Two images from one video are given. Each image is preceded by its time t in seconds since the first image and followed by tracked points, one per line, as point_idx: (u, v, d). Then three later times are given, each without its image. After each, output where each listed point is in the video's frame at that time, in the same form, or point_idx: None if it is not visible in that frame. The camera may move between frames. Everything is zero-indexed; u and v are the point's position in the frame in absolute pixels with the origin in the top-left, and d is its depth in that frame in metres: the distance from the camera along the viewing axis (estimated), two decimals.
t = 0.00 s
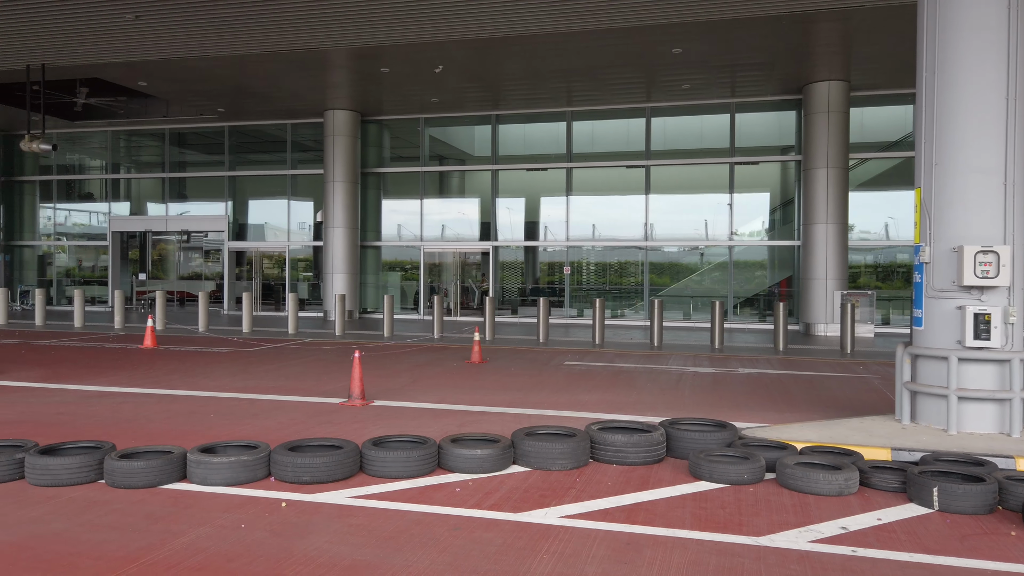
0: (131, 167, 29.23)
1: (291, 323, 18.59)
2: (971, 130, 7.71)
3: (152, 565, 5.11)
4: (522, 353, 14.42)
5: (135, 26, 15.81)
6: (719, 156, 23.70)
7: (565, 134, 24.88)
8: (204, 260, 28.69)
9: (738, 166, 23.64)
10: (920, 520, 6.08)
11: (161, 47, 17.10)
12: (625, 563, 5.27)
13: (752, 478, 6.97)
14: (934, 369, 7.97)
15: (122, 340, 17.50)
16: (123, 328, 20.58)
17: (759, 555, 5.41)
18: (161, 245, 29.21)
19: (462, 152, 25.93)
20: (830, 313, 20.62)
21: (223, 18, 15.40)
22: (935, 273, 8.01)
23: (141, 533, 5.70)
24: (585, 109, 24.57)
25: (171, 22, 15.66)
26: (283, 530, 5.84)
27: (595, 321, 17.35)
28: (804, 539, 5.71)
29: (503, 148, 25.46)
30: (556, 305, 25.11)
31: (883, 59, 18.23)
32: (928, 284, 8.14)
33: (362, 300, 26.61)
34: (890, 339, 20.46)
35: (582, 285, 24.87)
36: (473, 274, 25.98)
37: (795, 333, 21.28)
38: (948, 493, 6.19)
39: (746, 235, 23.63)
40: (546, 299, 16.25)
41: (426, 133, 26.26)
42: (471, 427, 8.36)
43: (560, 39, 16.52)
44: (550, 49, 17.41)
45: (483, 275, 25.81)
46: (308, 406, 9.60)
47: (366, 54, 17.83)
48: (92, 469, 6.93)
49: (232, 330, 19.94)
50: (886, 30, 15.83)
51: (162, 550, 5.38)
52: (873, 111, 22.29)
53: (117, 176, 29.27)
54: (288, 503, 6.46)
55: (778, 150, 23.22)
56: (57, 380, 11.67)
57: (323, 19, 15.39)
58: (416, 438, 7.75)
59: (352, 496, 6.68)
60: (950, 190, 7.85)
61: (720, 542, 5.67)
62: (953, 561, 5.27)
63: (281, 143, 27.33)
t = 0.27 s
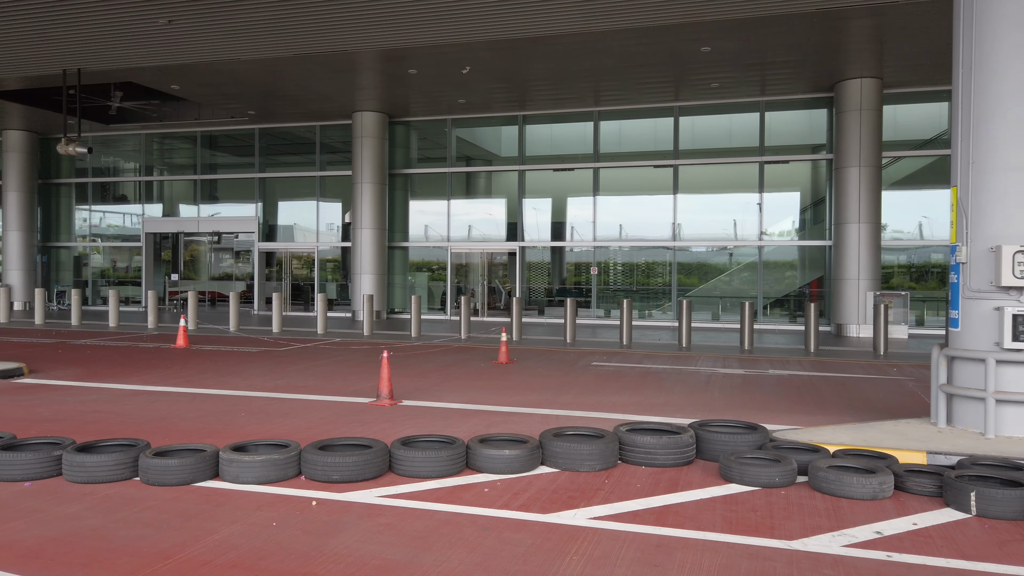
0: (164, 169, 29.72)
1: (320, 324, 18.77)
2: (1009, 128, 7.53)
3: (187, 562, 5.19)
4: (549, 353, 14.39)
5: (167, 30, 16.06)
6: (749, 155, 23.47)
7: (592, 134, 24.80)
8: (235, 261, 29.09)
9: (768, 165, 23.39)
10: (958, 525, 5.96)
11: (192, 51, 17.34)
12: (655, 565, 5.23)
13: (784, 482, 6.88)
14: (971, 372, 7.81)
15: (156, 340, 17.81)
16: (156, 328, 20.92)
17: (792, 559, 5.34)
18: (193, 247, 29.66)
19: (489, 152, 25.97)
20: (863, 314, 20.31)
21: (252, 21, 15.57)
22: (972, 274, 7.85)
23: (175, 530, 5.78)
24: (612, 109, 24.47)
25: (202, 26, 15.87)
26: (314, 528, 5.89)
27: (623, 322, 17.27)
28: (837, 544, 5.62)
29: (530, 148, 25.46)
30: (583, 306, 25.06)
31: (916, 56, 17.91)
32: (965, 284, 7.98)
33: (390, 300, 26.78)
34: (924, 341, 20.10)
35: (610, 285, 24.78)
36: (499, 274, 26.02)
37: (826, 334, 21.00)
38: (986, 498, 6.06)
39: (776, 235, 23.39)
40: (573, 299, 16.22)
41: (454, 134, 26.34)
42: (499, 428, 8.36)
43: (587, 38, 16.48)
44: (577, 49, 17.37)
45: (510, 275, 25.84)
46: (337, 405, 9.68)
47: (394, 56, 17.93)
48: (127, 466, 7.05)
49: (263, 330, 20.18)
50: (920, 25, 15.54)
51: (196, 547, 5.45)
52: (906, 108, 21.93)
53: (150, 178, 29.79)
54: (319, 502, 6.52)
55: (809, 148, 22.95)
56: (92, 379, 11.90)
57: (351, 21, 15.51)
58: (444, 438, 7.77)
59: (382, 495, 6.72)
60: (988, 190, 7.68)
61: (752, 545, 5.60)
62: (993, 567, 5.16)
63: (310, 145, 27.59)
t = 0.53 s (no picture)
0: (194, 171, 30.16)
1: (347, 324, 18.91)
2: None
3: (219, 559, 5.25)
4: (576, 354, 14.36)
5: (198, 34, 16.32)
6: (778, 154, 23.22)
7: (619, 134, 24.70)
8: (263, 262, 29.45)
9: (797, 164, 23.12)
10: (995, 531, 5.83)
11: (222, 55, 17.59)
12: (684, 568, 5.19)
13: (815, 485, 6.80)
14: (1008, 374, 7.64)
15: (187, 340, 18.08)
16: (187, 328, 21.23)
17: (824, 563, 5.26)
18: (223, 248, 30.06)
19: (515, 153, 25.99)
20: (895, 315, 19.99)
21: (281, 24, 15.76)
22: (1009, 274, 7.68)
23: (207, 527, 5.85)
24: (639, 108, 24.35)
25: (232, 30, 16.09)
26: (342, 527, 5.93)
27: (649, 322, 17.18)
28: (870, 548, 5.53)
29: (556, 149, 25.42)
30: (609, 306, 24.97)
31: (949, 52, 17.60)
32: (1001, 285, 7.81)
33: (416, 300, 26.90)
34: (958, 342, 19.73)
35: (636, 286, 24.66)
36: (525, 275, 26.01)
37: (857, 336, 20.70)
38: None
39: (806, 235, 23.14)
40: (600, 300, 16.17)
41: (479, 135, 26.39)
42: (525, 428, 8.36)
43: (614, 38, 16.42)
44: (604, 49, 17.31)
45: (535, 276, 25.83)
46: (365, 405, 9.75)
47: (420, 58, 18.03)
48: (160, 464, 7.15)
49: (291, 330, 20.39)
50: (953, 21, 15.25)
51: (227, 545, 5.52)
52: (939, 106, 21.55)
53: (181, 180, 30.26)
54: (348, 502, 6.56)
55: (839, 147, 22.67)
56: (126, 378, 12.12)
57: (378, 23, 15.65)
58: (471, 439, 7.78)
59: (410, 495, 6.75)
60: None
61: (782, 549, 5.53)
62: None
63: (337, 147, 27.83)
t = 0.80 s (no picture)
0: (224, 173, 30.56)
1: (374, 324, 19.04)
2: None
3: (251, 556, 5.31)
4: (602, 355, 14.31)
5: (229, 38, 16.55)
6: (807, 153, 22.95)
7: (645, 134, 24.57)
8: (292, 263, 29.79)
9: (827, 163, 22.83)
10: None
11: (252, 58, 17.83)
12: (715, 571, 5.14)
13: (848, 488, 6.70)
14: None
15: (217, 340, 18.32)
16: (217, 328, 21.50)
17: (857, 568, 5.19)
18: (252, 248, 30.45)
19: (541, 153, 25.98)
20: (928, 316, 19.63)
21: (310, 27, 15.92)
22: None
23: (238, 525, 5.92)
24: (666, 108, 24.20)
25: (261, 33, 16.29)
26: (372, 526, 5.97)
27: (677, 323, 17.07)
28: (905, 553, 5.44)
29: (582, 149, 25.36)
30: (635, 307, 24.84)
31: (984, 48, 17.27)
32: None
33: (442, 300, 26.98)
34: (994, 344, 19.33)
35: (663, 286, 24.50)
36: (551, 275, 25.98)
37: (889, 337, 20.39)
38: None
39: (836, 235, 22.85)
40: (627, 301, 16.11)
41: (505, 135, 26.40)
42: (553, 429, 8.35)
43: (641, 37, 16.34)
44: (631, 48, 17.23)
45: (561, 276, 25.78)
46: (393, 405, 9.80)
47: (447, 59, 18.09)
48: (192, 463, 7.25)
49: (319, 330, 20.58)
50: (988, 16, 14.96)
51: (258, 542, 5.58)
52: (974, 103, 21.14)
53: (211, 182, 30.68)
54: (377, 501, 6.60)
55: (870, 145, 22.36)
56: (158, 377, 12.31)
57: (405, 25, 15.75)
58: (499, 439, 7.79)
59: (438, 495, 6.77)
60: None
61: (815, 553, 5.46)
62: None
63: (364, 148, 28.03)
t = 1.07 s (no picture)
0: (253, 175, 30.95)
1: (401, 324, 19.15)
2: None
3: (282, 554, 5.37)
4: (629, 356, 14.24)
5: (259, 41, 16.77)
6: (838, 152, 22.63)
7: (673, 133, 24.40)
8: (320, 263, 30.17)
9: (859, 162, 22.50)
10: None
11: (282, 61, 18.04)
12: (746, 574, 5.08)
13: (882, 492, 6.59)
14: None
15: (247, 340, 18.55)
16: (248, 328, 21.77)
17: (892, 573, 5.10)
18: (282, 249, 30.80)
19: (567, 153, 25.93)
20: (964, 317, 19.25)
21: (339, 30, 16.08)
22: None
23: (269, 523, 5.99)
24: (694, 107, 24.02)
25: (291, 36, 16.48)
26: (400, 525, 6.00)
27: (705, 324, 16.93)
28: (941, 558, 5.34)
29: (609, 149, 25.26)
30: (663, 307, 24.68)
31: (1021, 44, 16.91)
32: None
33: (469, 301, 27.05)
34: None
35: (691, 287, 24.30)
36: (578, 276, 25.92)
37: (924, 338, 20.03)
38: None
39: (868, 234, 22.53)
40: (654, 301, 16.01)
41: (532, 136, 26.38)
42: (580, 430, 8.32)
43: (669, 36, 16.24)
44: (659, 47, 17.13)
45: (588, 277, 25.71)
46: (420, 405, 9.85)
47: (474, 60, 18.13)
48: (224, 460, 7.35)
49: (348, 330, 20.78)
50: None
51: (289, 540, 5.64)
52: (1011, 99, 20.69)
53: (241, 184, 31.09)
54: (405, 500, 6.63)
55: (903, 144, 22.01)
56: (190, 377, 12.50)
57: (432, 26, 15.81)
58: (526, 439, 7.79)
59: (466, 495, 6.78)
60: None
61: (848, 557, 5.38)
62: None
63: (392, 150, 28.22)
